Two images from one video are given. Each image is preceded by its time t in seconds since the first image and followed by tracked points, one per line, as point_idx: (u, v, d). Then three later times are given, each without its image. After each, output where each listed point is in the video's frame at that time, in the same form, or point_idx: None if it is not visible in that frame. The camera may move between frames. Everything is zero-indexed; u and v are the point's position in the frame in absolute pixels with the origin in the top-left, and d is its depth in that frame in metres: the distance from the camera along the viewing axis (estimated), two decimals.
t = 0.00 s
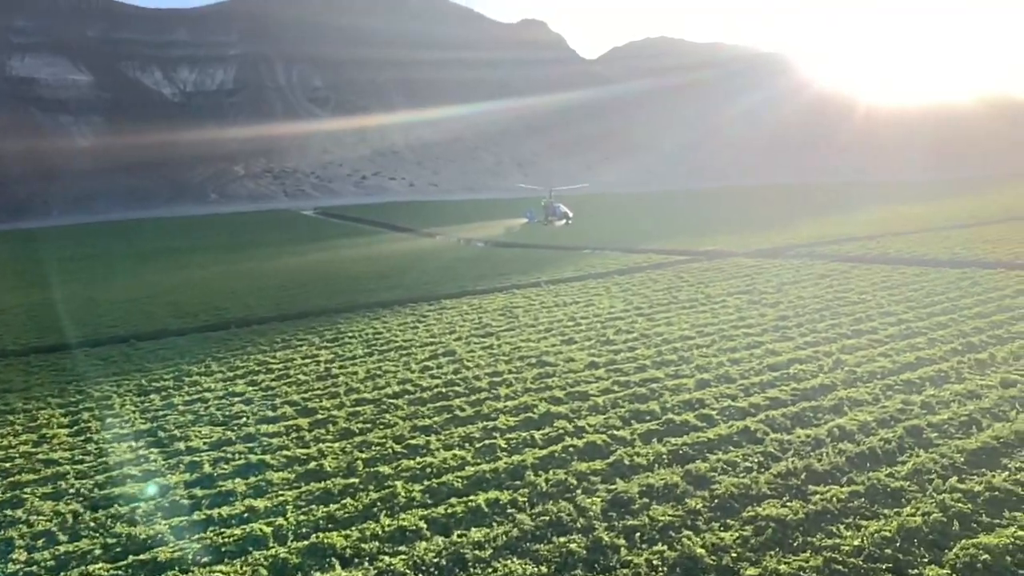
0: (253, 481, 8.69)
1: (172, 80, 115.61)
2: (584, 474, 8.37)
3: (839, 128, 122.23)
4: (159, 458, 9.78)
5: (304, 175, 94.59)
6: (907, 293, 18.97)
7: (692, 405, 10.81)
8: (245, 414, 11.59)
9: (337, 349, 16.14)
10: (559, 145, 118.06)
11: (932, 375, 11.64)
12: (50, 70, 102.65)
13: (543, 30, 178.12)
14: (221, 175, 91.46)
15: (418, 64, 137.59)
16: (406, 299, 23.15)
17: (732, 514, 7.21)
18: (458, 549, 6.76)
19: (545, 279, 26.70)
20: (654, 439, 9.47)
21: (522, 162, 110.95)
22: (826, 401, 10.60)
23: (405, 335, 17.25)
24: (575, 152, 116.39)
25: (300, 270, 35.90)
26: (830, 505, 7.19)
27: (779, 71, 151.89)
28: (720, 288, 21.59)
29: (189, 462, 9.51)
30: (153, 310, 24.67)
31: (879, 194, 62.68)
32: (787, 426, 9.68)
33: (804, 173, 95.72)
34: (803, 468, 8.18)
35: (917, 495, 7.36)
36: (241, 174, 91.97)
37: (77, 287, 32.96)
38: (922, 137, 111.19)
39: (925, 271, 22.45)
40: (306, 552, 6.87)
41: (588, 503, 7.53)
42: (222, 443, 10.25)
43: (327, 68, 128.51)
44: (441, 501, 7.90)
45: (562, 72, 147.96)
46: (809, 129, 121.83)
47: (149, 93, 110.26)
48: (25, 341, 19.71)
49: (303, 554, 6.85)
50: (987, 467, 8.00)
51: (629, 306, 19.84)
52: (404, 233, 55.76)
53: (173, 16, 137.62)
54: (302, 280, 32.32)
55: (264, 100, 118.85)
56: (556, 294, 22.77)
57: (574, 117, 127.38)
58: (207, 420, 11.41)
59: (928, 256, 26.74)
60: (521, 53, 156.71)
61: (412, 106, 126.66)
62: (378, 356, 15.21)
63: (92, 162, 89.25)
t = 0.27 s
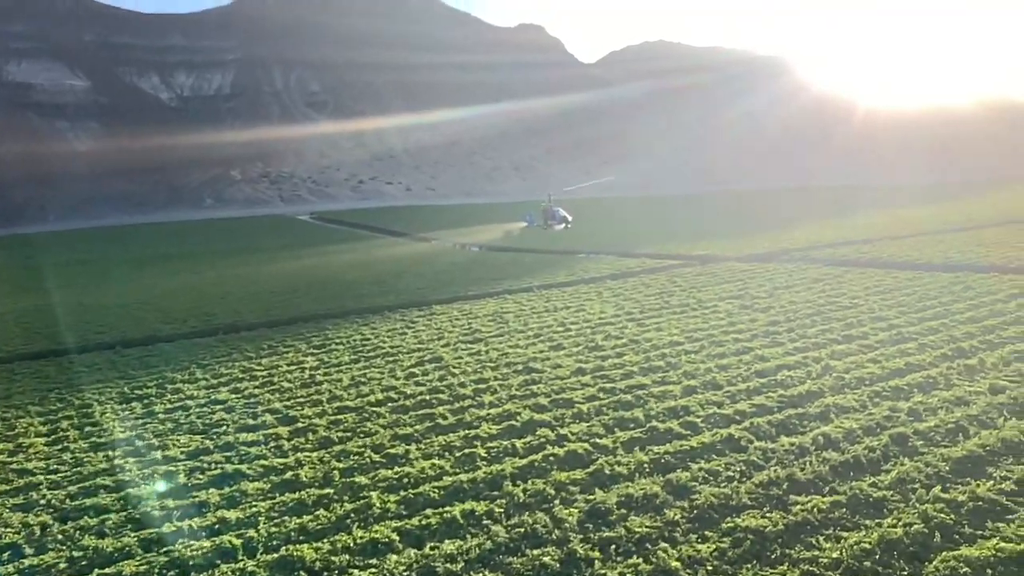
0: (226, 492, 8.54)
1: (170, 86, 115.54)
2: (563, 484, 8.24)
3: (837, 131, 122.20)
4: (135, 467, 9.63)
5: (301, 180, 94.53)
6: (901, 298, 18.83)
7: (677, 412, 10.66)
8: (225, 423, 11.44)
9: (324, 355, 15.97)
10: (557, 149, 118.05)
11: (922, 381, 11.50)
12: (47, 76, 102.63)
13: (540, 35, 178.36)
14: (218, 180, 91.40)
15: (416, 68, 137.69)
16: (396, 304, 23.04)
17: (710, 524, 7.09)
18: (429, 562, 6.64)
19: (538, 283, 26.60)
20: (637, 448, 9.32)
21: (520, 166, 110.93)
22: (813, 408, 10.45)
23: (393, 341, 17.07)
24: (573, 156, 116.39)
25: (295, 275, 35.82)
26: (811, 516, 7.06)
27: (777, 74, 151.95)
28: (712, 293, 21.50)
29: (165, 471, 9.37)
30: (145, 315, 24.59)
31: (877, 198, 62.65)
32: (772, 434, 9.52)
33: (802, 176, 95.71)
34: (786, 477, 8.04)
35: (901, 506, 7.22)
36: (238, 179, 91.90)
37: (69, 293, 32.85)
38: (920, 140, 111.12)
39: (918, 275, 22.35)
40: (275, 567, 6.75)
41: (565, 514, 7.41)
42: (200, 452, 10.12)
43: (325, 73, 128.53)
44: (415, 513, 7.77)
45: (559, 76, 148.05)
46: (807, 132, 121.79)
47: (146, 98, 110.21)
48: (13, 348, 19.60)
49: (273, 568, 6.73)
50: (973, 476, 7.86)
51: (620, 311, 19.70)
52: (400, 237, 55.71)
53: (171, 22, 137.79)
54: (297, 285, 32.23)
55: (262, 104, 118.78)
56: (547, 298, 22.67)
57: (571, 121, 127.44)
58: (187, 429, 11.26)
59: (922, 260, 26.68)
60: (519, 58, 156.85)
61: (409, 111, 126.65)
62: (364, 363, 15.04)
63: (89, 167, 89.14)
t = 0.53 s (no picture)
0: (105, 527, 7.97)
1: (154, 92, 114.63)
2: (462, 518, 7.67)
3: (828, 135, 121.85)
4: (21, 498, 9.02)
5: (285, 187, 93.83)
6: (861, 307, 18.33)
7: (608, 433, 10.10)
8: (134, 446, 10.82)
9: (261, 371, 15.34)
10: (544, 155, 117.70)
11: (867, 398, 10.94)
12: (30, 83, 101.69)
13: (529, 40, 178.24)
14: (201, 187, 90.61)
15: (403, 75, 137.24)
16: (351, 315, 22.34)
17: (606, 567, 6.56)
18: None
19: (505, 292, 25.97)
20: (553, 474, 8.75)
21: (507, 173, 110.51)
22: (747, 429, 9.89)
23: (336, 355, 16.41)
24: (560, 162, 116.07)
25: (267, 284, 35.08)
26: (714, 557, 6.53)
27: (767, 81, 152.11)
28: (674, 303, 20.98)
29: (50, 502, 8.77)
30: (99, 326, 23.95)
31: (873, 204, 61.82)
32: (698, 458, 8.96)
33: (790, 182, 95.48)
34: (698, 510, 7.49)
35: (814, 544, 6.69)
36: (221, 186, 91.12)
37: (30, 302, 32.12)
38: (911, 145, 110.86)
39: (885, 283, 21.90)
40: None
41: (453, 554, 6.86)
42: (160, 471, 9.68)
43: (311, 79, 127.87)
44: (298, 552, 7.20)
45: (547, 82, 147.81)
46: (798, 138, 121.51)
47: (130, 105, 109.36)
48: None
49: None
50: (899, 507, 7.33)
51: (577, 322, 19.13)
52: (378, 245, 55.06)
53: (157, 28, 136.94)
54: (264, 294, 31.60)
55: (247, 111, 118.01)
56: (507, 308, 22.03)
57: (559, 127, 127.16)
58: (91, 453, 10.64)
59: (893, 267, 26.26)
60: (507, 63, 156.59)
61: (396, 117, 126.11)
62: (300, 380, 14.40)
63: (71, 174, 88.28)
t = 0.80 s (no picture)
0: None
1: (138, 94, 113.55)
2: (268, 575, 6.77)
3: (822, 136, 120.29)
4: None
5: (267, 189, 92.71)
6: (801, 318, 17.44)
7: (481, 463, 9.12)
8: None
9: (156, 388, 14.41)
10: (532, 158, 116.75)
11: (771, 424, 10.01)
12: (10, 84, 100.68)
13: (520, 42, 177.39)
14: (181, 190, 89.51)
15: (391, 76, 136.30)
16: (283, 322, 21.24)
17: None
18: None
19: (457, 298, 24.79)
20: (396, 516, 7.83)
21: (493, 176, 109.57)
22: (629, 461, 8.96)
23: (242, 370, 15.42)
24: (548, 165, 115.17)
25: (225, 283, 33.92)
26: None
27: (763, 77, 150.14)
28: (615, 314, 20.10)
29: None
30: (29, 329, 23.00)
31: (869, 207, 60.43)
32: (560, 496, 8.05)
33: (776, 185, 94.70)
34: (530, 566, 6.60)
35: None
36: (201, 188, 90.04)
37: None
38: (906, 148, 109.27)
39: (839, 292, 21.00)
40: None
41: None
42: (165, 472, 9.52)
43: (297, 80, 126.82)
44: None
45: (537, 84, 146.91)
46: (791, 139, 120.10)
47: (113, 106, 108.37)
48: None
49: None
50: (756, 567, 6.45)
51: (511, 333, 18.17)
52: (349, 249, 54.07)
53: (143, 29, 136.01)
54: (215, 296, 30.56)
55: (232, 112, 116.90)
56: (443, 317, 20.86)
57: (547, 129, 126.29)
58: None
59: (856, 274, 25.38)
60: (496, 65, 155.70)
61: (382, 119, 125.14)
62: (190, 398, 13.44)
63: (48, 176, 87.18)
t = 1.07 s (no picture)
0: None
1: (121, 95, 112.42)
2: None
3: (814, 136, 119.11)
4: None
5: (247, 190, 91.52)
6: (736, 329, 16.39)
7: (315, 504, 8.16)
8: None
9: (32, 408, 13.42)
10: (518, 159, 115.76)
11: (655, 454, 9.03)
12: None
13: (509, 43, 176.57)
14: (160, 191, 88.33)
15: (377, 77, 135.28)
16: (211, 333, 20.28)
17: None
18: None
19: (407, 304, 23.65)
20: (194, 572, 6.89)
21: (478, 176, 108.48)
22: (482, 501, 8.00)
23: (131, 388, 14.39)
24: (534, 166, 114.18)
25: (183, 293, 32.93)
26: None
27: (755, 74, 149.04)
28: (548, 324, 19.04)
29: None
30: None
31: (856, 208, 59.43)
32: (382, 548, 7.12)
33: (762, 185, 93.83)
34: None
35: None
36: (180, 189, 88.91)
37: None
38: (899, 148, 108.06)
39: (789, 298, 20.14)
40: None
41: None
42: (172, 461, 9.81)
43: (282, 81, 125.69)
44: None
45: (525, 84, 146.07)
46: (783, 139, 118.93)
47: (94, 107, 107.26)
48: None
49: None
50: None
51: (435, 344, 17.17)
52: (319, 252, 52.89)
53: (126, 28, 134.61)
54: (160, 304, 29.62)
55: (215, 112, 115.61)
56: (370, 328, 19.68)
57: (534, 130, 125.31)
58: None
59: (814, 277, 24.52)
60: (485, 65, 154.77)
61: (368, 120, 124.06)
62: (58, 421, 12.44)
63: (25, 176, 85.93)
